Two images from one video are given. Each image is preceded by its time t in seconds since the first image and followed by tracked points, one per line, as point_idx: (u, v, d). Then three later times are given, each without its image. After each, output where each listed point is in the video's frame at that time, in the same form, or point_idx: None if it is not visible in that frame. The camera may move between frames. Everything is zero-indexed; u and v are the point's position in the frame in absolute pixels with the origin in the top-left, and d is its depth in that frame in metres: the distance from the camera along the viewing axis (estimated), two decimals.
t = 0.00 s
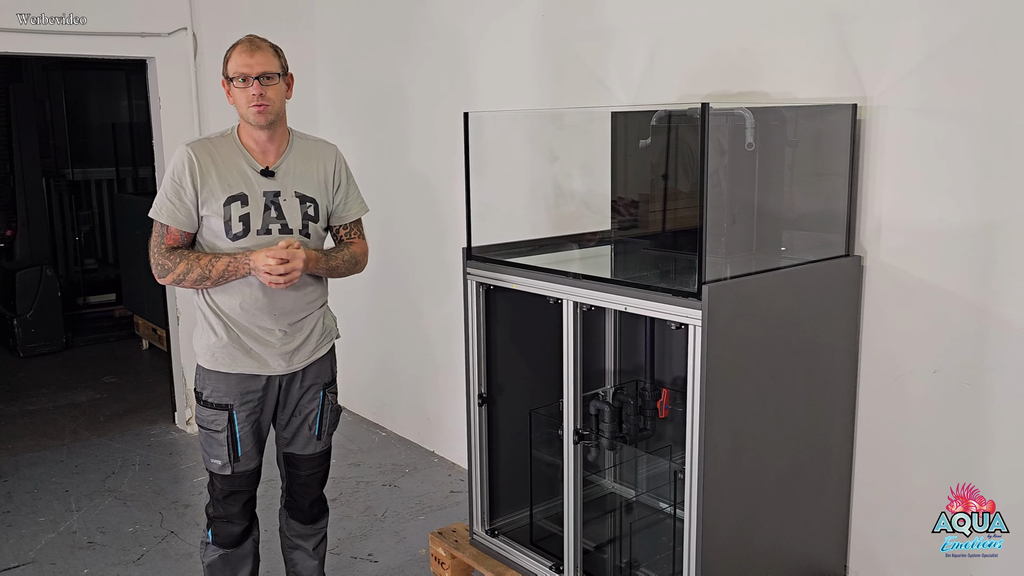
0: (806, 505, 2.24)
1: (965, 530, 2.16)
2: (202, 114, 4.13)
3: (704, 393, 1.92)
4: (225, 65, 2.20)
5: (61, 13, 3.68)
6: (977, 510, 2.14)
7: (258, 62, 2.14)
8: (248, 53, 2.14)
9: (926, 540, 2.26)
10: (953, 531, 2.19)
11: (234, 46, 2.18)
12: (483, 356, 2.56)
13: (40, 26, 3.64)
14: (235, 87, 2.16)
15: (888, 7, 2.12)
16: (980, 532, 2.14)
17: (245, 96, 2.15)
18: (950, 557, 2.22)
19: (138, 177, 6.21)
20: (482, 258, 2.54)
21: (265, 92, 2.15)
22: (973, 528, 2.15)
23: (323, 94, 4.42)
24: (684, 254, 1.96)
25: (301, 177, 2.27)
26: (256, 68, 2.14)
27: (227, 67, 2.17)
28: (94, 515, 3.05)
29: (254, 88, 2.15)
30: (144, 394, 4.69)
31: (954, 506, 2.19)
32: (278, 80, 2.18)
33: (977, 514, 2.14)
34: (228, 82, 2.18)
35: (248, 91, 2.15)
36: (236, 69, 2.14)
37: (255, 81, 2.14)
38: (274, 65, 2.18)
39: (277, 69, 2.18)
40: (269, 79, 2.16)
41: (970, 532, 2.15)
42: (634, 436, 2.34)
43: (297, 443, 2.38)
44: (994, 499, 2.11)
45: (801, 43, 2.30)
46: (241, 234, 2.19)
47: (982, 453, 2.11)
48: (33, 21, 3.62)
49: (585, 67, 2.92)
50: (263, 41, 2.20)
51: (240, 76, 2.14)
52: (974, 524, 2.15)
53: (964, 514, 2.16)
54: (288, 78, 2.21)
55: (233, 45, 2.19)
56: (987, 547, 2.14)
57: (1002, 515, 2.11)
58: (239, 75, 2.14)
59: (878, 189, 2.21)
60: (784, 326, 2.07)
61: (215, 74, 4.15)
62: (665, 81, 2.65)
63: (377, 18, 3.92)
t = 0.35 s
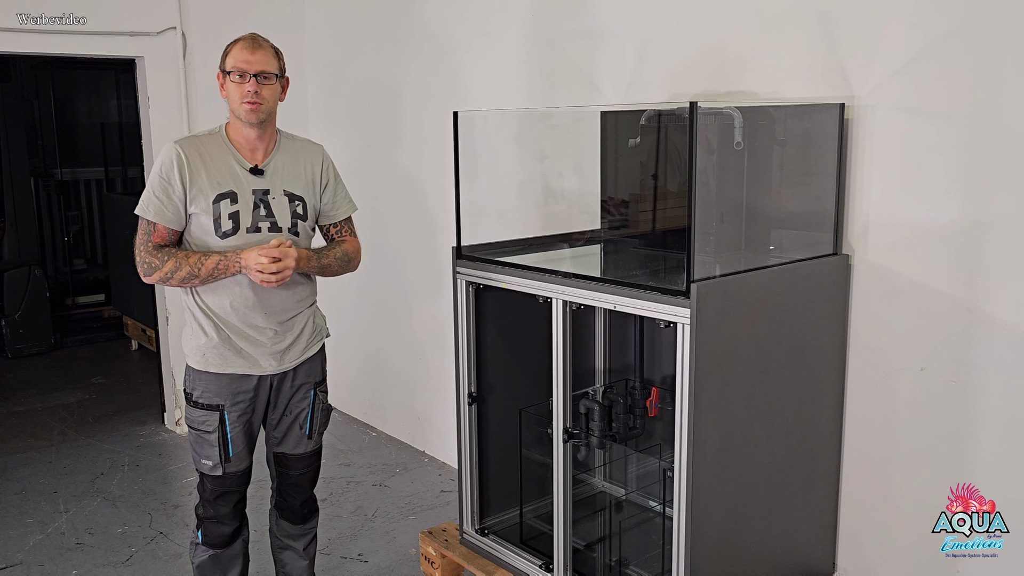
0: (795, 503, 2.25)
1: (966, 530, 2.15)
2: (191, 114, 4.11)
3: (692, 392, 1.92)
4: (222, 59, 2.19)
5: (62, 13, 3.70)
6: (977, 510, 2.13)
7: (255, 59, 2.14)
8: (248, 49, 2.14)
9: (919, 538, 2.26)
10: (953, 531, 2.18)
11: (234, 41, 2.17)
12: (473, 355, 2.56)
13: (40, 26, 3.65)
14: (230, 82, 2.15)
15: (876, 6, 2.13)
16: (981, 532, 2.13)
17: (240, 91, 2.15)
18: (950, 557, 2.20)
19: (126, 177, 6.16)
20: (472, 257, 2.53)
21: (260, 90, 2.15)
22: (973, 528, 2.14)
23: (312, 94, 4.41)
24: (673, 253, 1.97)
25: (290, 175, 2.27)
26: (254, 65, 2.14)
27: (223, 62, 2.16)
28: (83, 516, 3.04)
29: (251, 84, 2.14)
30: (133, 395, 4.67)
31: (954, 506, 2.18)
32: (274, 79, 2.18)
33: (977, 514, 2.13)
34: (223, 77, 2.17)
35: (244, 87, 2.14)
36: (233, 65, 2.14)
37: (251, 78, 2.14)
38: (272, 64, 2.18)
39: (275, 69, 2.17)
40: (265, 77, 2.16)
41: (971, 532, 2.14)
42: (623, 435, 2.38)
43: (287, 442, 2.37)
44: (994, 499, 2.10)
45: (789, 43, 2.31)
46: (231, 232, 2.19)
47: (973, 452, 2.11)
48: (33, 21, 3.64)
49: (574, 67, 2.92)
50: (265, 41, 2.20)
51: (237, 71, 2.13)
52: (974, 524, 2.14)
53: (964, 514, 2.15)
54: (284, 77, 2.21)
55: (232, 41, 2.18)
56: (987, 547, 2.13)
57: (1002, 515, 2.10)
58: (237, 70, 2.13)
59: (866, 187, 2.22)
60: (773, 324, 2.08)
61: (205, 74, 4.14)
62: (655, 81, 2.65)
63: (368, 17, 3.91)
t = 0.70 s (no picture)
0: (787, 501, 2.26)
1: (966, 530, 2.14)
2: (184, 113, 4.11)
3: (684, 390, 1.93)
4: (217, 59, 2.18)
5: (62, 14, 3.71)
6: (977, 510, 2.12)
7: (251, 60, 2.14)
8: (243, 50, 2.14)
9: (914, 537, 2.26)
10: (953, 531, 2.17)
11: (228, 41, 2.17)
12: (466, 355, 2.57)
13: (40, 26, 3.66)
14: (224, 82, 2.15)
15: (866, 7, 2.15)
16: (981, 532, 2.12)
17: (235, 91, 2.15)
18: (950, 557, 2.20)
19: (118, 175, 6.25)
20: (463, 257, 2.54)
21: (255, 90, 2.16)
22: (973, 528, 2.13)
23: (305, 93, 4.41)
24: (665, 251, 1.97)
25: (284, 175, 2.27)
26: (250, 66, 2.14)
27: (218, 62, 2.16)
28: (75, 516, 3.03)
29: (246, 85, 2.14)
30: (125, 395, 4.66)
31: (954, 506, 2.17)
32: (268, 80, 2.18)
33: (977, 514, 2.13)
34: (217, 77, 2.16)
35: (238, 88, 2.14)
36: (228, 65, 2.13)
37: (246, 78, 2.14)
38: (267, 64, 2.18)
39: (269, 69, 2.18)
40: (260, 78, 2.16)
41: (970, 532, 2.14)
42: (616, 433, 2.39)
43: (280, 442, 2.37)
44: (994, 499, 2.09)
45: (780, 43, 2.32)
46: (224, 231, 2.19)
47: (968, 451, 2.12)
48: (33, 21, 3.64)
49: (566, 66, 2.93)
50: (260, 42, 2.20)
51: (232, 71, 2.13)
52: (974, 524, 2.13)
53: (964, 514, 2.14)
54: (278, 78, 2.21)
55: (227, 41, 2.18)
56: (987, 547, 2.13)
57: (1002, 515, 2.10)
58: (231, 71, 2.13)
59: (858, 186, 2.23)
60: (763, 322, 2.08)
61: (197, 73, 4.13)
62: (646, 81, 2.66)
63: (361, 17, 3.91)
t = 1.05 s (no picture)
0: (787, 501, 2.26)
1: (966, 530, 2.14)
2: (182, 113, 4.10)
3: (685, 390, 1.93)
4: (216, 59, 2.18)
5: (62, 14, 3.70)
6: (977, 510, 2.13)
7: (250, 60, 2.13)
8: (242, 50, 2.13)
9: (913, 537, 2.27)
10: (953, 531, 2.18)
11: (226, 42, 2.16)
12: (466, 355, 2.56)
13: (40, 26, 3.65)
14: (223, 82, 2.14)
15: (866, 7, 2.15)
16: (980, 532, 2.13)
17: (235, 92, 2.14)
18: (950, 557, 2.20)
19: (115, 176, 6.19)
20: (463, 258, 2.54)
21: (254, 91, 2.15)
22: (973, 528, 2.13)
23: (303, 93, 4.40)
24: (666, 251, 1.97)
25: (283, 175, 2.26)
26: (249, 66, 2.13)
27: (216, 62, 2.15)
28: (73, 517, 3.02)
29: (245, 85, 2.13)
30: (122, 395, 4.65)
31: (954, 506, 2.17)
32: (267, 81, 2.17)
33: (977, 514, 2.13)
34: (216, 77, 2.16)
35: (237, 88, 2.13)
36: (226, 66, 2.13)
37: (245, 79, 2.13)
38: (265, 65, 2.17)
39: (268, 70, 2.17)
40: (259, 78, 2.15)
41: (970, 532, 2.14)
42: (615, 433, 2.38)
43: (279, 443, 2.37)
44: (994, 499, 2.10)
45: (781, 43, 2.32)
46: (222, 232, 2.18)
47: (968, 451, 2.12)
48: (33, 21, 3.63)
49: (566, 66, 2.93)
50: (258, 41, 2.19)
51: (232, 71, 2.12)
52: (974, 524, 2.13)
53: (964, 514, 2.15)
54: (277, 79, 2.20)
55: (226, 41, 2.18)
56: (987, 547, 2.13)
57: (1002, 515, 2.10)
58: (229, 71, 2.12)
59: (857, 187, 2.23)
60: (763, 323, 2.09)
61: (194, 72, 4.12)
62: (646, 81, 2.66)
63: (359, 16, 3.90)
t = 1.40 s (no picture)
0: (786, 500, 2.26)
1: (966, 530, 2.14)
2: (180, 112, 4.09)
3: (684, 389, 1.93)
4: (213, 59, 2.18)
5: (62, 14, 3.71)
6: (976, 510, 2.13)
7: (247, 60, 2.13)
8: (238, 50, 2.13)
9: (913, 537, 2.27)
10: (953, 531, 2.18)
11: (224, 41, 2.16)
12: (464, 354, 2.56)
13: (40, 26, 3.65)
14: (221, 82, 2.14)
15: (866, 7, 2.15)
16: (980, 532, 2.13)
17: (231, 92, 2.14)
18: (950, 557, 2.20)
19: (114, 176, 6.15)
20: (462, 257, 2.54)
21: (251, 91, 2.15)
22: (973, 528, 2.13)
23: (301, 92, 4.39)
24: (665, 251, 1.97)
25: (281, 174, 2.26)
26: (246, 66, 2.13)
27: (214, 62, 2.15)
28: (71, 517, 3.02)
29: (242, 85, 2.13)
30: (119, 395, 4.65)
31: (954, 506, 2.17)
32: (265, 80, 2.17)
33: (976, 514, 2.13)
34: (214, 77, 2.16)
35: (234, 88, 2.13)
36: (224, 65, 2.13)
37: (242, 79, 2.13)
38: (263, 64, 2.17)
39: (266, 69, 2.17)
40: (257, 78, 2.15)
41: (970, 532, 2.14)
42: (614, 432, 2.38)
43: (277, 443, 2.37)
44: (994, 499, 2.10)
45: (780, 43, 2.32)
46: (221, 231, 2.18)
47: (968, 451, 2.12)
48: (33, 21, 3.64)
49: (565, 65, 2.93)
50: (256, 41, 2.19)
51: (228, 71, 2.13)
52: (973, 524, 2.13)
53: (963, 514, 2.15)
54: (275, 78, 2.20)
55: (223, 41, 2.18)
56: (987, 547, 2.13)
57: (1001, 516, 2.10)
58: (227, 71, 2.12)
59: (857, 187, 2.23)
60: (762, 322, 2.09)
61: (193, 72, 4.11)
62: (646, 80, 2.66)
63: (358, 16, 3.90)
